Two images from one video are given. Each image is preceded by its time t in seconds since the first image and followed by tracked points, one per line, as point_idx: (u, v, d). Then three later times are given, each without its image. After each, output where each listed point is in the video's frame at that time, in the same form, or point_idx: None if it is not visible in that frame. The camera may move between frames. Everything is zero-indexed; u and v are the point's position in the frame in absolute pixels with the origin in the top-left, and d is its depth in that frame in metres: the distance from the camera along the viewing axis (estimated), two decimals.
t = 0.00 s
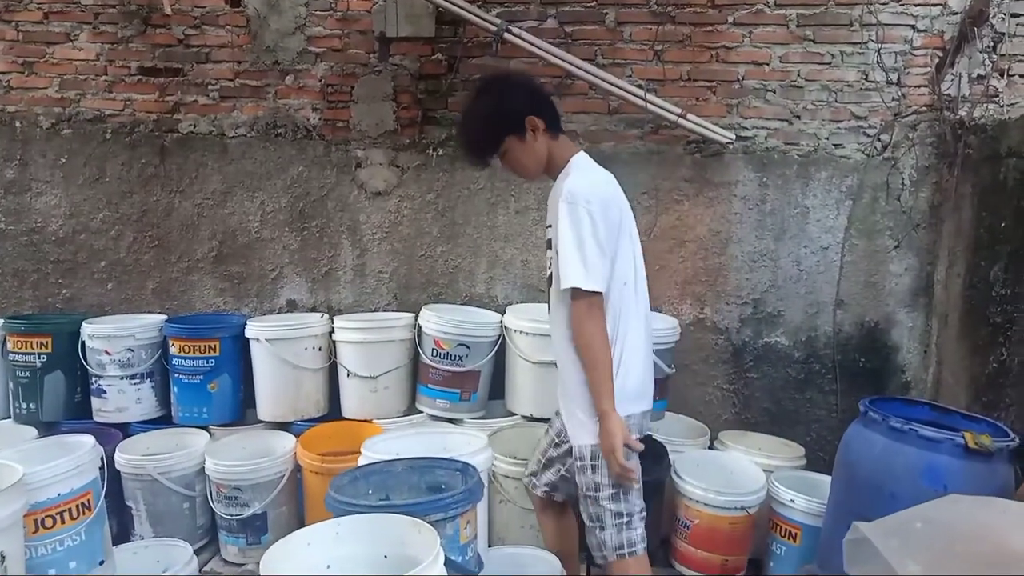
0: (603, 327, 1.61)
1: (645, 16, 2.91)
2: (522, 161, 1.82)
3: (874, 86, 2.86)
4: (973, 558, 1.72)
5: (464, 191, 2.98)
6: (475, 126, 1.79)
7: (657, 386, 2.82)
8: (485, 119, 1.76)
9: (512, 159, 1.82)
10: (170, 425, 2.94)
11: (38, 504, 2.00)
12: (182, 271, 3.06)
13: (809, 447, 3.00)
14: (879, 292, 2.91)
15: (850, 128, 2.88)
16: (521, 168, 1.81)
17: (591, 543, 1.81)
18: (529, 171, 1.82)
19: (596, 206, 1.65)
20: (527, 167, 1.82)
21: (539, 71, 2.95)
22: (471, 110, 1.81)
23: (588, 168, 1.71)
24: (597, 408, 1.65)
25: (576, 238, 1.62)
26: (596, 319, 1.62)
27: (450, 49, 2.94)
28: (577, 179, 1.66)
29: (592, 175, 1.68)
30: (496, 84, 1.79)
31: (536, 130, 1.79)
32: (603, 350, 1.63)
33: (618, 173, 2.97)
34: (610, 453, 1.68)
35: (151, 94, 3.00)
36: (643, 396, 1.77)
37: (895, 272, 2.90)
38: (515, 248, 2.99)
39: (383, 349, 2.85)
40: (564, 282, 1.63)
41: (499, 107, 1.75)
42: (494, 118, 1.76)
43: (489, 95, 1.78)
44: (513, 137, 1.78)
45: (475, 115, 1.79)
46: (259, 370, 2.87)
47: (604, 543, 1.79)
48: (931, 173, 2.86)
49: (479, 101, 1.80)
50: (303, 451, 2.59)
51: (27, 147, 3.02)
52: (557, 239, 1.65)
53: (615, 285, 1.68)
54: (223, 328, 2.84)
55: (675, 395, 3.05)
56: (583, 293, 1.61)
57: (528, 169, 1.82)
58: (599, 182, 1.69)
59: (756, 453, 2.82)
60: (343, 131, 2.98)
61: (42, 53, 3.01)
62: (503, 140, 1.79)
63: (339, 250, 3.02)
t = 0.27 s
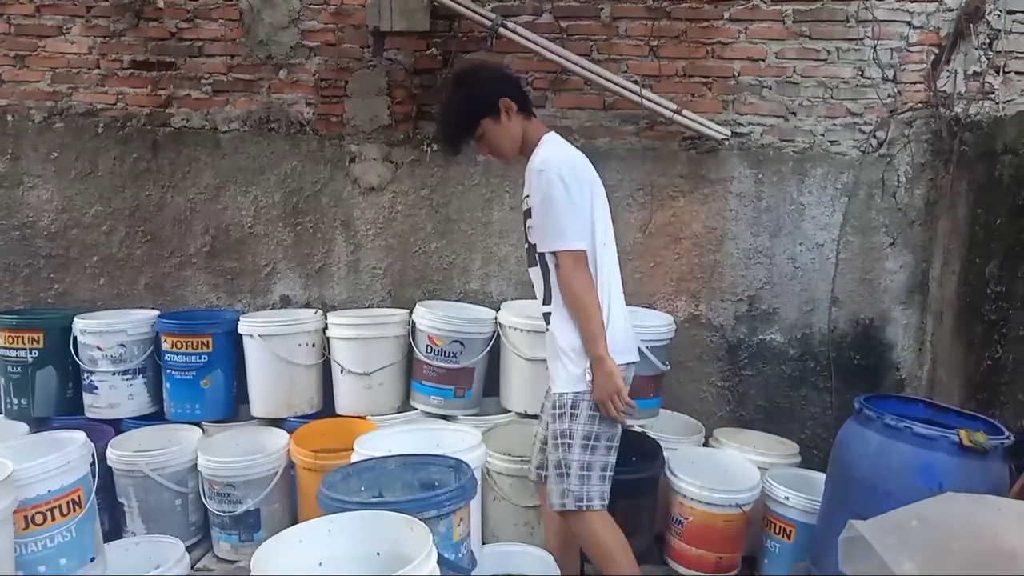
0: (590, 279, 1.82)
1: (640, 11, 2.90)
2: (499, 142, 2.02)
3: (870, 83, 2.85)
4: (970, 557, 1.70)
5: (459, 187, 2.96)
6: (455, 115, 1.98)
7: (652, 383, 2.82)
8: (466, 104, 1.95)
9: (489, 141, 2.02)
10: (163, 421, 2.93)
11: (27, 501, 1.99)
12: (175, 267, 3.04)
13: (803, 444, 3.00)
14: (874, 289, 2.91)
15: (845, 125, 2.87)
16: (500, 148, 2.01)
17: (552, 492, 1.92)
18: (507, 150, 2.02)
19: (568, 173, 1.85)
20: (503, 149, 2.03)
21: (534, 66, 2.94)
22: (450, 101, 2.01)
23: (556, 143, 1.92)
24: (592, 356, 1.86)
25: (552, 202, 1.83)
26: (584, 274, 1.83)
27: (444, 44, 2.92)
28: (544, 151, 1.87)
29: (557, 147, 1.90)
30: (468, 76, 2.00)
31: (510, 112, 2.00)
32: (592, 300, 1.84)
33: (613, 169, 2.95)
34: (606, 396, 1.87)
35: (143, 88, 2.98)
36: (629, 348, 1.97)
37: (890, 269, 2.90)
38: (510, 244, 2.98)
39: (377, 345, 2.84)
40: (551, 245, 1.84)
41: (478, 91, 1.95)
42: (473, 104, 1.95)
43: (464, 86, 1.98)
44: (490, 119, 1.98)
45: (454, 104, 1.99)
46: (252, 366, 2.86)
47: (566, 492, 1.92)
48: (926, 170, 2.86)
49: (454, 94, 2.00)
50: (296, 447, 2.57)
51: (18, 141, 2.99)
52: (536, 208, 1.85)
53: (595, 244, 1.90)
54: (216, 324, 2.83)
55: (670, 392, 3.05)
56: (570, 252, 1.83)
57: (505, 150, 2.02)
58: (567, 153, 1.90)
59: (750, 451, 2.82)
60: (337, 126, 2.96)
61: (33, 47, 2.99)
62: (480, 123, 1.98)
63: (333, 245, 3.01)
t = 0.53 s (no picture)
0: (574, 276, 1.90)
1: (641, 10, 2.88)
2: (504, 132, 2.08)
3: (872, 82, 2.84)
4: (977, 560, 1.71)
5: (459, 185, 2.95)
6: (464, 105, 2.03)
7: (652, 383, 2.81)
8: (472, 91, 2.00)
9: (496, 129, 2.07)
10: (161, 420, 2.92)
11: (24, 501, 1.97)
12: (174, 265, 3.03)
13: (804, 445, 2.99)
14: (875, 289, 2.90)
15: (847, 125, 2.86)
16: (504, 135, 2.04)
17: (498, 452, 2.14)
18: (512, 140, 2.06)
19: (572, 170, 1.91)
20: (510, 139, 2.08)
21: (535, 65, 2.93)
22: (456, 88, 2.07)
23: (566, 137, 1.97)
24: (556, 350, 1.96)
25: (550, 194, 1.90)
26: (568, 271, 1.91)
27: (445, 42, 2.91)
28: (551, 144, 1.93)
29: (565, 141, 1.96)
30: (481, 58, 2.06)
31: (518, 102, 2.04)
32: (571, 297, 1.92)
33: (613, 169, 2.94)
34: (556, 391, 1.98)
35: (142, 85, 2.97)
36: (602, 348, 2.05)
37: (891, 269, 2.89)
38: (510, 244, 2.97)
39: (376, 345, 2.83)
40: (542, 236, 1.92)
41: (485, 80, 1.99)
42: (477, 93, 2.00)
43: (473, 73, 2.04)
44: (498, 108, 2.03)
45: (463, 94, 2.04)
46: (251, 365, 2.85)
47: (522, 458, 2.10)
48: (928, 170, 2.85)
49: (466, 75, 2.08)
50: (295, 447, 2.56)
51: (16, 138, 2.98)
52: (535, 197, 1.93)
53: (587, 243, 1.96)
54: (215, 323, 2.82)
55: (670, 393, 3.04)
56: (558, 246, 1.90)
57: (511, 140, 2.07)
58: (575, 150, 1.95)
59: (750, 452, 2.81)
60: (336, 124, 2.95)
61: (32, 44, 2.98)
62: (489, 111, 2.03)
63: (332, 244, 3.00)
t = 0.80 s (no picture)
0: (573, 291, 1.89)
1: (650, 10, 2.86)
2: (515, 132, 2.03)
3: (883, 82, 2.81)
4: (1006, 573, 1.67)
5: (466, 186, 2.93)
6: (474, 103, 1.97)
7: (661, 386, 2.79)
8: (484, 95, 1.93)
9: (504, 133, 2.01)
10: (167, 422, 2.90)
11: (28, 504, 1.96)
12: (180, 266, 3.02)
13: (814, 448, 2.96)
14: (886, 291, 2.87)
15: (858, 125, 2.83)
16: (512, 140, 1.99)
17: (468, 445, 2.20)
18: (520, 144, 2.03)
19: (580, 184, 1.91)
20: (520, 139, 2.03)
21: (543, 65, 2.90)
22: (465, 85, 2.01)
23: (574, 150, 1.97)
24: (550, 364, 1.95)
25: (555, 203, 1.90)
26: (566, 282, 1.90)
27: (452, 42, 2.89)
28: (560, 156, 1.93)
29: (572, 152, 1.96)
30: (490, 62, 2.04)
31: (529, 106, 2.00)
32: (570, 312, 1.91)
33: (621, 170, 2.92)
34: (550, 403, 1.97)
35: (148, 86, 2.96)
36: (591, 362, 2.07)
37: (903, 271, 2.86)
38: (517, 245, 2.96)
39: (383, 346, 2.82)
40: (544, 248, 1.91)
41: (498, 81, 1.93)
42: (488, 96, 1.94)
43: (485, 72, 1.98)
44: (509, 112, 1.97)
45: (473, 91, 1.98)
46: (256, 367, 2.83)
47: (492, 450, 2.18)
48: (940, 171, 2.82)
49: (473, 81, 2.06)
50: (301, 449, 2.55)
51: (22, 139, 2.98)
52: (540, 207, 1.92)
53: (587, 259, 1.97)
54: (221, 324, 2.80)
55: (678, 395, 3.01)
56: (559, 257, 1.90)
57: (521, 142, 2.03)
58: (583, 163, 1.95)
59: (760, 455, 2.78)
60: (343, 125, 2.93)
61: (38, 44, 2.97)
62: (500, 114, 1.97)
63: (339, 245, 2.98)
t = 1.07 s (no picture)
0: (559, 311, 1.90)
1: (668, 8, 2.82)
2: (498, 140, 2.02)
3: (907, 80, 2.76)
4: None
5: (482, 187, 2.91)
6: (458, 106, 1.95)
7: (680, 390, 2.74)
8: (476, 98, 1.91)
9: (493, 138, 2.00)
10: (182, 425, 2.89)
11: (41, 510, 1.95)
12: (196, 269, 3.01)
13: (837, 453, 2.91)
14: (911, 293, 2.81)
15: (882, 124, 2.78)
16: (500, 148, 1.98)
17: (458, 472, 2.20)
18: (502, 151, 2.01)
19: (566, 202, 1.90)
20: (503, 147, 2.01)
21: (561, 65, 2.87)
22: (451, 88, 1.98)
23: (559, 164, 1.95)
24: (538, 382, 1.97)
25: (543, 222, 1.89)
26: (551, 302, 1.91)
27: (468, 42, 2.87)
28: (546, 172, 1.91)
29: (557, 167, 1.93)
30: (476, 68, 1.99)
31: (520, 114, 1.98)
32: (556, 331, 1.92)
33: (640, 170, 2.87)
34: (539, 417, 2.01)
35: (164, 88, 2.95)
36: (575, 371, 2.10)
37: (928, 273, 2.80)
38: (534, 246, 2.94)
39: (398, 349, 2.79)
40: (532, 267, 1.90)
41: (493, 88, 1.91)
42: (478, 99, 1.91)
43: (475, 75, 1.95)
44: (501, 120, 1.95)
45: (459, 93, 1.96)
46: (271, 370, 2.82)
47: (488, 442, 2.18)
48: (965, 171, 2.77)
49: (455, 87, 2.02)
50: (316, 454, 2.52)
51: (38, 141, 2.98)
52: (526, 225, 1.91)
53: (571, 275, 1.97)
54: (236, 326, 2.79)
55: (698, 398, 2.97)
56: (546, 277, 1.89)
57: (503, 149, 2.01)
58: (568, 179, 1.93)
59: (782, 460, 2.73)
60: (358, 126, 2.91)
61: (53, 46, 2.96)
62: (491, 120, 1.95)
63: (354, 247, 2.96)
